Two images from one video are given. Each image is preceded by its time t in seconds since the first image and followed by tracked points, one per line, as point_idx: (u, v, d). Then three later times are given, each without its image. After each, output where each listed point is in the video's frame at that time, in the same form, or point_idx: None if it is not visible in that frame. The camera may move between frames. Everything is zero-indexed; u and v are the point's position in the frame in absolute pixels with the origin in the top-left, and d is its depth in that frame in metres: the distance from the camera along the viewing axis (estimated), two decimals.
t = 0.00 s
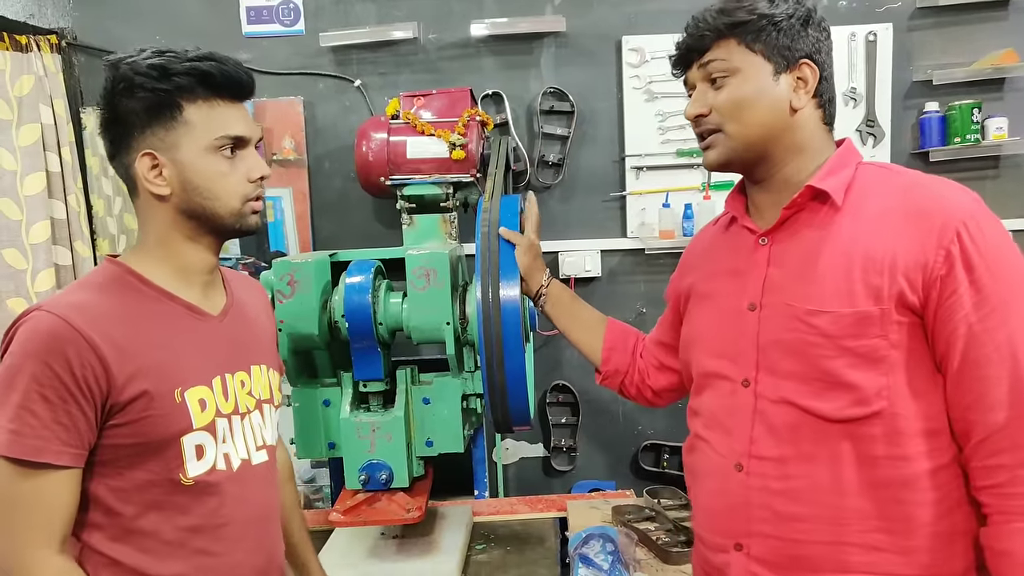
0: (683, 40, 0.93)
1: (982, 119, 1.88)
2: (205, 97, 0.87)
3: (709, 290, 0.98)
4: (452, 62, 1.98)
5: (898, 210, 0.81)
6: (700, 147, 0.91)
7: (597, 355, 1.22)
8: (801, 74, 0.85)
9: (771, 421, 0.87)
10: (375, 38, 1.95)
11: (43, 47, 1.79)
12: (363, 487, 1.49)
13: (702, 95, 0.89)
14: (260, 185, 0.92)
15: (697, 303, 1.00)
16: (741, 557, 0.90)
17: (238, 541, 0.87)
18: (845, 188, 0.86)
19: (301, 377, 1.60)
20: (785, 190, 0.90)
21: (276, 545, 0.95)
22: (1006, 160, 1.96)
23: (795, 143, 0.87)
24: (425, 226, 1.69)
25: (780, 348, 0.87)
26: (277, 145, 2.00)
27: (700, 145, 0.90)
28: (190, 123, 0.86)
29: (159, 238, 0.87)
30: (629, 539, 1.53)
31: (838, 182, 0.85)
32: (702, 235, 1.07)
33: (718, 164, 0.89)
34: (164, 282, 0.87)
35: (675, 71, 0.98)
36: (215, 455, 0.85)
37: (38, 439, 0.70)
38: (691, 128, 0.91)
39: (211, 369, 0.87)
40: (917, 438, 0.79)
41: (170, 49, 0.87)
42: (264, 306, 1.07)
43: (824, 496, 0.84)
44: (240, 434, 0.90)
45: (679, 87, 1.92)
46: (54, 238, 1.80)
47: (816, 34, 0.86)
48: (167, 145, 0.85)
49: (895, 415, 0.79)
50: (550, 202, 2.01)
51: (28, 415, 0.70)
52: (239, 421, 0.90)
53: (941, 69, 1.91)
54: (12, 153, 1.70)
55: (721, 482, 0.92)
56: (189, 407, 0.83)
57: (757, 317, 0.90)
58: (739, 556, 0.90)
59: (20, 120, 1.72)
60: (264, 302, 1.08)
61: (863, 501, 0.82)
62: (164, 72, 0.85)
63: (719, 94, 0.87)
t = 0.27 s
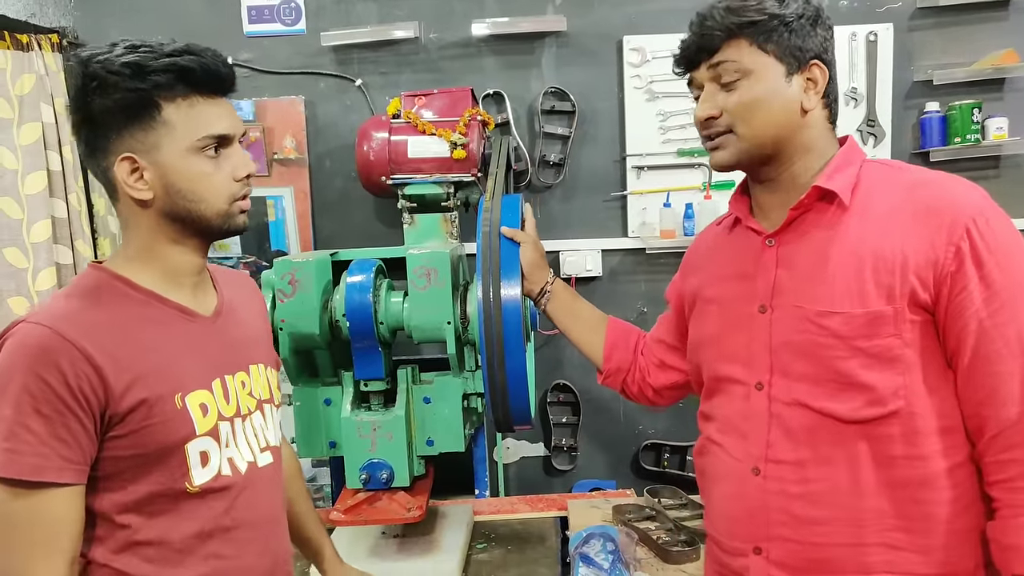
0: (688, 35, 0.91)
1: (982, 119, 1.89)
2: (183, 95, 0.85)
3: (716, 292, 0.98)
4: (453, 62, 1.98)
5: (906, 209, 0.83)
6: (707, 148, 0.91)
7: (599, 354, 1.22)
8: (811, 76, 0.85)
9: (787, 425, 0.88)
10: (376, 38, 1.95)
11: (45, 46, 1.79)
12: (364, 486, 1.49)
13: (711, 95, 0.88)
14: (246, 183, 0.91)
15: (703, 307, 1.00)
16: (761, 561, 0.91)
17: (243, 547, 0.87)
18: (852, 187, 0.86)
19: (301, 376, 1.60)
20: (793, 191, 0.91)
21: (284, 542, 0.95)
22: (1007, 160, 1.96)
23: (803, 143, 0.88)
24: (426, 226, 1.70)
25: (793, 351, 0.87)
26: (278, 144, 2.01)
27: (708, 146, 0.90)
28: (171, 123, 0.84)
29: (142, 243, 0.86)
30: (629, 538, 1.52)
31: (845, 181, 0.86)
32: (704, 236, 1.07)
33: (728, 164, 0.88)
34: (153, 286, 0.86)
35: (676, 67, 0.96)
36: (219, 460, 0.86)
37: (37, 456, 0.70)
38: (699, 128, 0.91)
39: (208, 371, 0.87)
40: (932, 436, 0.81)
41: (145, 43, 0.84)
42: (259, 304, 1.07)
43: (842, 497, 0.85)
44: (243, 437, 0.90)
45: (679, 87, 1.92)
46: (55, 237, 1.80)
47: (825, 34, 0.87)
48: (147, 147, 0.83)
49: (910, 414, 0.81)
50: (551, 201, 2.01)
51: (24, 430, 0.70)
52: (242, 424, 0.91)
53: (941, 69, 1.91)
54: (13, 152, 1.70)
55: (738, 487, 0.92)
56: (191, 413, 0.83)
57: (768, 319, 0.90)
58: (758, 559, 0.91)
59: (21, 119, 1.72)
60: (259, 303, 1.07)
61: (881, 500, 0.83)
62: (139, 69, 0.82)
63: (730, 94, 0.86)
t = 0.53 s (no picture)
0: (737, 11, 0.91)
1: (981, 118, 1.89)
2: (169, 102, 0.84)
3: (723, 288, 0.99)
4: (453, 61, 1.98)
5: (912, 205, 0.83)
6: (725, 122, 0.90)
7: (598, 355, 1.23)
8: (843, 80, 0.86)
9: (795, 420, 0.89)
10: (376, 37, 1.95)
11: (43, 45, 1.80)
12: (363, 485, 1.49)
13: (745, 73, 0.88)
14: (238, 187, 0.91)
15: (710, 305, 1.00)
16: (768, 556, 0.91)
17: (241, 553, 0.88)
18: (858, 184, 0.87)
19: (301, 375, 1.60)
20: (799, 188, 0.92)
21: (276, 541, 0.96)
22: (1006, 160, 1.96)
23: (816, 142, 0.88)
24: (425, 224, 1.70)
25: (803, 346, 0.88)
26: (277, 143, 2.01)
27: (726, 121, 0.89)
28: (159, 133, 0.83)
29: (134, 252, 0.85)
30: (629, 537, 1.52)
31: (853, 178, 0.87)
32: (712, 234, 1.07)
33: (744, 145, 0.88)
34: (148, 293, 0.86)
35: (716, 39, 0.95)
36: (217, 467, 0.86)
37: (38, 468, 0.70)
38: (722, 103, 0.90)
39: (208, 378, 0.88)
40: (938, 431, 0.81)
41: (125, 50, 0.83)
42: (254, 308, 1.07)
43: (850, 491, 0.85)
44: (240, 443, 0.91)
45: (678, 86, 1.93)
46: (54, 236, 1.80)
47: (864, 43, 0.88)
48: (136, 158, 0.82)
49: (917, 408, 0.81)
50: (550, 200, 2.01)
51: (23, 443, 0.70)
52: (240, 430, 0.91)
53: (940, 69, 1.91)
54: (12, 150, 1.71)
55: (746, 481, 0.93)
56: (191, 419, 0.83)
57: (775, 315, 0.91)
58: (765, 554, 0.91)
59: (20, 118, 1.73)
60: (252, 304, 1.07)
61: (888, 494, 0.84)
62: (123, 80, 0.81)
63: (764, 76, 0.86)
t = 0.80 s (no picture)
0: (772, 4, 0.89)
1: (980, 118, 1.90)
2: (170, 101, 0.84)
3: (732, 286, 0.99)
4: (452, 59, 1.98)
5: (921, 203, 0.84)
6: (750, 117, 0.89)
7: (599, 354, 1.22)
8: (863, 84, 0.87)
9: (800, 413, 0.89)
10: (375, 35, 1.95)
11: (41, 41, 1.79)
12: (361, 483, 1.50)
13: (776, 68, 0.87)
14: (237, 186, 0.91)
15: (718, 301, 1.01)
16: (771, 547, 0.92)
17: (238, 553, 0.88)
18: (869, 181, 0.88)
19: (300, 373, 1.60)
20: (810, 186, 0.92)
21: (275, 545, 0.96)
22: (1005, 159, 1.96)
23: (836, 143, 0.88)
24: (424, 223, 1.69)
25: (812, 341, 0.88)
26: (276, 140, 2.00)
27: (753, 117, 0.88)
28: (159, 131, 0.83)
29: (132, 251, 0.85)
30: (627, 535, 1.52)
31: (863, 176, 0.87)
32: (721, 233, 1.08)
33: (772, 142, 0.88)
34: (147, 293, 0.86)
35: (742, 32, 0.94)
36: (218, 466, 0.86)
37: (46, 476, 0.70)
38: (749, 98, 0.89)
39: (210, 377, 0.88)
40: (945, 427, 0.81)
41: (125, 46, 0.82)
42: (254, 305, 1.07)
43: (856, 485, 0.85)
44: (241, 442, 0.91)
45: (678, 85, 1.93)
46: (53, 233, 1.79)
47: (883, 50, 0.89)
48: (134, 156, 0.82)
49: (923, 403, 0.81)
50: (549, 198, 2.01)
51: (30, 451, 0.69)
52: (241, 429, 0.91)
53: (939, 68, 1.92)
54: (10, 148, 1.71)
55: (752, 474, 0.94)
56: (193, 420, 0.83)
57: (783, 311, 0.91)
58: (768, 545, 0.92)
59: (18, 115, 1.73)
60: (253, 301, 1.07)
61: (894, 489, 0.84)
62: (122, 78, 0.80)
63: (797, 73, 0.86)
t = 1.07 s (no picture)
0: (776, 8, 0.89)
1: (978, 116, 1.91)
2: (168, 100, 0.84)
3: (742, 282, 0.99)
4: (451, 58, 1.98)
5: (932, 201, 0.84)
6: (755, 122, 0.89)
7: (600, 352, 1.22)
8: (870, 83, 0.87)
9: (808, 409, 0.89)
10: (374, 34, 1.95)
11: (40, 42, 1.79)
12: (361, 482, 1.50)
13: (779, 73, 0.88)
14: (236, 186, 0.90)
15: (727, 298, 1.01)
16: (778, 543, 0.92)
17: (235, 552, 0.87)
18: (880, 179, 0.88)
19: (299, 372, 1.60)
20: (820, 184, 0.92)
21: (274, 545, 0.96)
22: (1004, 157, 1.96)
23: (843, 143, 0.89)
24: (423, 223, 1.69)
25: (821, 337, 0.88)
26: (276, 140, 2.00)
27: (759, 121, 0.89)
28: (157, 130, 0.83)
29: (133, 249, 0.86)
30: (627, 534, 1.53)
31: (874, 174, 0.87)
32: (730, 230, 1.08)
33: (776, 145, 0.88)
34: (149, 291, 0.86)
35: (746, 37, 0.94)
36: (216, 464, 0.86)
37: (43, 472, 0.70)
38: (754, 103, 0.89)
39: (212, 374, 0.88)
40: (954, 423, 0.81)
41: (126, 45, 0.83)
42: (260, 303, 1.07)
43: (864, 480, 0.85)
44: (241, 441, 0.90)
45: (676, 84, 1.93)
46: (51, 233, 1.79)
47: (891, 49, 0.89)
48: (133, 154, 0.82)
49: (931, 399, 0.81)
50: (548, 198, 2.01)
51: (27, 447, 0.70)
52: (241, 427, 0.91)
53: (938, 66, 1.91)
54: (10, 148, 1.70)
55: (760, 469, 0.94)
56: (191, 418, 0.83)
57: (793, 308, 0.91)
58: (775, 541, 0.92)
59: (17, 115, 1.73)
60: (258, 298, 1.07)
61: (902, 485, 0.84)
62: (120, 76, 0.81)
63: (800, 76, 0.86)
